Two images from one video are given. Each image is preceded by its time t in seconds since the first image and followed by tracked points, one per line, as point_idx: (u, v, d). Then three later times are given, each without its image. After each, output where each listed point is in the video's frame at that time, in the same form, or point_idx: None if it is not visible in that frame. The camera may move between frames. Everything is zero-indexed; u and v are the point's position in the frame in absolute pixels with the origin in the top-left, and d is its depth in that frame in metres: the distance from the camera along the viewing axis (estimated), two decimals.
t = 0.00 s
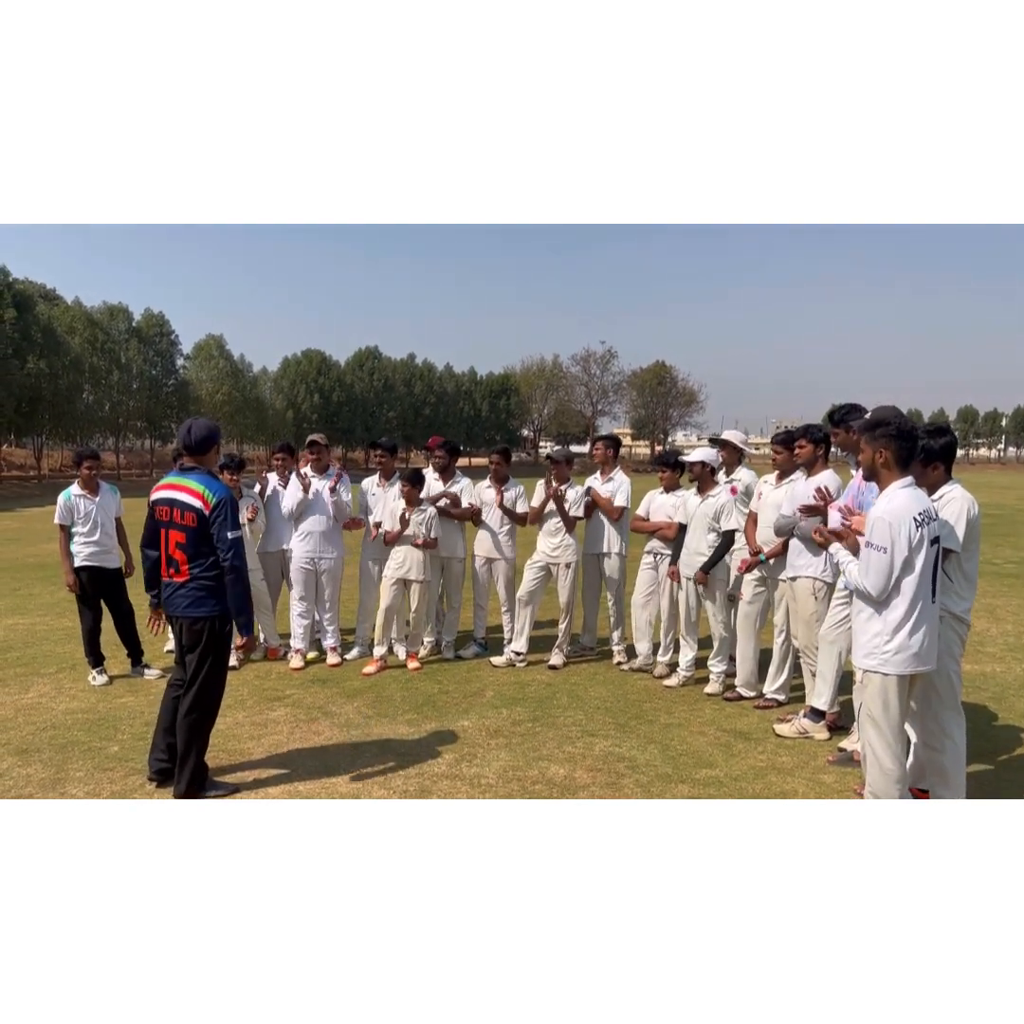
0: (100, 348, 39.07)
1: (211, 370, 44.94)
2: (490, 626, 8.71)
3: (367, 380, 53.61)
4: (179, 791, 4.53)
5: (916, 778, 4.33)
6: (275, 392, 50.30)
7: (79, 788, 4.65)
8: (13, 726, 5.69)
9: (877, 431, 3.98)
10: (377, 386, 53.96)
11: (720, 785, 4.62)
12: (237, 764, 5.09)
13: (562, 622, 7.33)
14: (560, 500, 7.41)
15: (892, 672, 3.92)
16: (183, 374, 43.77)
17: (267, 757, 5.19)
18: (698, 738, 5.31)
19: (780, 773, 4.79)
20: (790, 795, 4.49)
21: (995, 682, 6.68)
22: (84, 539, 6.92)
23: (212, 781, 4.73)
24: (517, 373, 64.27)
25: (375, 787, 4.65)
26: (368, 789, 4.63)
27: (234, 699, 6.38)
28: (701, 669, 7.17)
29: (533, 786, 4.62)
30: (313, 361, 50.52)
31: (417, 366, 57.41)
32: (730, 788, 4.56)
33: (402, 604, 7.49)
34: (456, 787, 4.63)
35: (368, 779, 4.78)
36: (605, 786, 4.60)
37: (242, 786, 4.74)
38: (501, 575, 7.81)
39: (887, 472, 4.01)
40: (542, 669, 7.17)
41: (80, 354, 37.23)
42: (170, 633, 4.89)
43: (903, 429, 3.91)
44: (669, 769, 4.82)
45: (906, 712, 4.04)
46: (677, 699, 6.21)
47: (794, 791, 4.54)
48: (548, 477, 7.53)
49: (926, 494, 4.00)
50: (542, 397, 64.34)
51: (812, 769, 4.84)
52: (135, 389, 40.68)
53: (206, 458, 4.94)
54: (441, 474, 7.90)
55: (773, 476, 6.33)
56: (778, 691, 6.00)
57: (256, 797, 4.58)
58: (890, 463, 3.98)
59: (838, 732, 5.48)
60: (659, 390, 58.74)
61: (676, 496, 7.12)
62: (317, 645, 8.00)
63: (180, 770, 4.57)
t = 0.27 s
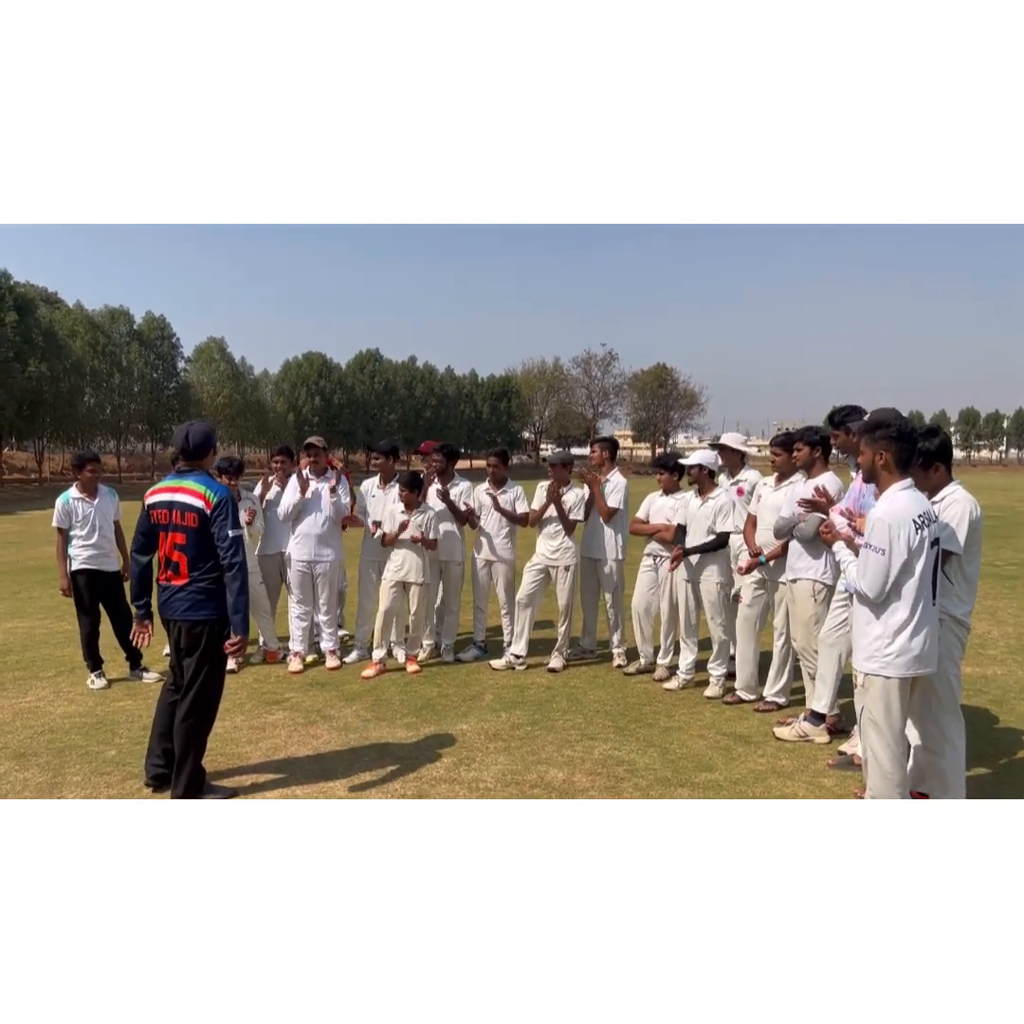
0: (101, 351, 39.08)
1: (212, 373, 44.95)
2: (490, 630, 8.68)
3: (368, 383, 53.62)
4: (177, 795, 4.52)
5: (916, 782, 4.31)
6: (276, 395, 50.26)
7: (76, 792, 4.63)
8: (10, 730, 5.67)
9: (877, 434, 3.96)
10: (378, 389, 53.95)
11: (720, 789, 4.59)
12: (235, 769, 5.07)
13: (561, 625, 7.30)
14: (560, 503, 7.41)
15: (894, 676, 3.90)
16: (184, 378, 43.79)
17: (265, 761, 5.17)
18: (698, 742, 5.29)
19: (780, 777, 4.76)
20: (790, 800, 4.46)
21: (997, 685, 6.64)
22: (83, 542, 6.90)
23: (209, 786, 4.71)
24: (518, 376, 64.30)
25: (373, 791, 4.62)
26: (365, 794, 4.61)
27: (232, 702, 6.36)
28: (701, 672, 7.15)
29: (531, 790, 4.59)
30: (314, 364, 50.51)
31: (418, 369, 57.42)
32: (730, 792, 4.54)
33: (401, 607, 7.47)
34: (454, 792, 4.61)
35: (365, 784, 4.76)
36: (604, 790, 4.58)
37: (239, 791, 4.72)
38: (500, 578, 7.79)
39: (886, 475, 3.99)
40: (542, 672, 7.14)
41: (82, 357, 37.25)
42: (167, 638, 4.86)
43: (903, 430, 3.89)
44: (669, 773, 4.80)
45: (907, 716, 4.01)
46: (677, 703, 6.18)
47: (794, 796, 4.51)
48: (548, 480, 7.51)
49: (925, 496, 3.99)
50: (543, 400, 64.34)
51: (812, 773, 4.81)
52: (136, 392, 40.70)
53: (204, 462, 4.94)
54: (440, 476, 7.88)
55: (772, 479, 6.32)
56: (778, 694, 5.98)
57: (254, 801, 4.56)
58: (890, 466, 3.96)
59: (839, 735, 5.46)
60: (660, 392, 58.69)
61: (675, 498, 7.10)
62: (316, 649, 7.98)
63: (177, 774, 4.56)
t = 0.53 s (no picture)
0: (99, 355, 39.04)
1: (211, 376, 44.94)
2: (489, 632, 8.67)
3: (367, 386, 53.62)
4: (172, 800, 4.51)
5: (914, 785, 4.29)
6: (275, 398, 50.20)
7: (72, 797, 4.61)
8: (6, 734, 5.65)
9: (873, 436, 3.95)
10: (377, 391, 53.94)
11: (718, 792, 4.58)
12: (232, 773, 5.05)
13: (560, 627, 7.29)
14: (557, 505, 7.38)
15: (891, 678, 3.88)
16: (183, 381, 43.76)
17: (262, 765, 5.15)
18: (696, 745, 5.27)
19: (778, 780, 4.75)
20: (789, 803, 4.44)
21: (996, 686, 6.64)
22: (80, 546, 6.89)
23: (205, 791, 4.70)
24: (517, 379, 64.33)
25: (370, 796, 4.61)
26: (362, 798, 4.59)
27: (230, 706, 6.35)
28: (700, 675, 7.12)
29: (529, 794, 4.58)
30: (313, 367, 50.49)
31: (417, 372, 57.43)
32: (728, 795, 4.52)
33: (399, 610, 7.45)
34: (451, 795, 4.59)
35: (362, 788, 4.74)
36: (602, 794, 4.56)
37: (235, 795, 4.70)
38: (498, 580, 7.78)
39: (881, 478, 3.97)
40: (540, 675, 7.12)
41: (80, 361, 37.22)
42: (158, 642, 4.83)
43: (900, 433, 3.88)
44: (667, 776, 4.78)
45: (904, 719, 4.00)
46: (675, 705, 6.17)
47: (793, 799, 4.50)
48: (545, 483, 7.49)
49: (923, 498, 3.97)
50: (541, 402, 64.37)
51: (811, 776, 4.80)
52: (135, 396, 40.68)
53: (197, 465, 4.90)
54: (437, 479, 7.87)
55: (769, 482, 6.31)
56: (777, 697, 5.96)
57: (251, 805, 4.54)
58: (886, 467, 3.94)
59: (838, 738, 5.44)
60: (659, 395, 58.70)
61: (671, 499, 7.07)
62: (314, 652, 7.97)
63: (173, 776, 4.56)
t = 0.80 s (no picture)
0: (97, 357, 38.95)
1: (208, 378, 44.89)
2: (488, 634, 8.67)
3: (364, 387, 53.60)
4: (169, 803, 4.50)
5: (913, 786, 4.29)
6: (273, 399, 50.08)
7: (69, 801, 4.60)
8: (3, 738, 5.63)
9: (872, 436, 3.95)
10: (375, 393, 53.91)
11: (718, 793, 4.58)
12: (230, 775, 5.05)
13: (558, 629, 7.28)
14: (555, 505, 7.36)
15: (890, 678, 3.88)
16: (180, 383, 43.70)
17: (260, 768, 5.14)
18: (695, 746, 5.27)
19: (778, 781, 4.75)
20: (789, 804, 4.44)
21: (994, 687, 6.65)
22: (80, 548, 6.87)
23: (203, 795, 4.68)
24: (515, 380, 64.35)
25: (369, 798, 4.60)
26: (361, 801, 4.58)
27: (228, 708, 6.33)
28: (699, 676, 7.12)
29: (528, 796, 4.57)
30: (310, 368, 50.45)
31: (414, 374, 57.41)
32: (728, 796, 4.51)
33: (397, 611, 7.44)
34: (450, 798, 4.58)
35: (361, 790, 4.73)
36: (602, 796, 4.56)
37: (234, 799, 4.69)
38: (496, 581, 7.78)
39: (879, 478, 3.97)
40: (538, 676, 7.12)
41: (77, 363, 37.17)
42: (146, 643, 4.81)
43: (898, 434, 3.88)
44: (666, 777, 4.78)
45: (902, 719, 3.99)
46: (674, 706, 6.16)
47: (793, 800, 4.50)
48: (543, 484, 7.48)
49: (921, 498, 3.97)
50: (539, 403, 64.39)
51: (810, 777, 4.79)
52: (132, 398, 40.61)
53: (193, 466, 4.90)
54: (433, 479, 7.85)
55: (768, 482, 6.30)
56: (775, 698, 5.96)
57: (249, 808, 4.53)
58: (885, 467, 3.94)
59: (837, 740, 5.43)
60: (656, 396, 58.72)
61: (665, 499, 7.07)
62: (312, 654, 7.96)
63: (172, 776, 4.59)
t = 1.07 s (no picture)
0: (90, 358, 38.79)
1: (202, 379, 44.79)
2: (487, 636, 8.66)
3: (359, 388, 53.52)
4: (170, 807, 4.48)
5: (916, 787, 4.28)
6: (268, 399, 49.86)
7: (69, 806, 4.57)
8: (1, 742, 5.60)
9: (876, 437, 3.96)
10: (370, 394, 53.83)
11: (721, 795, 4.57)
12: (231, 778, 5.02)
13: (558, 630, 7.27)
14: (554, 506, 7.36)
15: (892, 679, 3.88)
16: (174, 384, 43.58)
17: (261, 771, 5.12)
18: (697, 748, 5.26)
19: (781, 782, 4.75)
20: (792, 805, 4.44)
21: (994, 686, 6.66)
22: (86, 549, 6.85)
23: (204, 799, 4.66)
24: (510, 381, 64.33)
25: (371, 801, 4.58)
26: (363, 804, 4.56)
27: (228, 711, 6.31)
28: (699, 677, 7.11)
29: (531, 799, 4.55)
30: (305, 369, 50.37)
31: (409, 374, 57.35)
32: (731, 798, 4.50)
33: (396, 613, 7.42)
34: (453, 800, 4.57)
35: (363, 793, 4.72)
36: (605, 798, 4.55)
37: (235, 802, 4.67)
38: (496, 582, 7.77)
39: (883, 478, 3.97)
40: (538, 678, 7.11)
41: (71, 364, 37.04)
42: (139, 644, 4.81)
43: (902, 435, 3.88)
44: (669, 779, 4.77)
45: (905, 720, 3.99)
46: (675, 707, 6.16)
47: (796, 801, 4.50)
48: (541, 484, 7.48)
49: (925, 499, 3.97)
50: (534, 404, 64.40)
51: (813, 778, 4.79)
52: (126, 399, 40.49)
53: (184, 466, 4.87)
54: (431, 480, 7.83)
55: (768, 482, 6.31)
56: (776, 699, 5.96)
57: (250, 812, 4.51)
58: (889, 468, 3.94)
59: (838, 741, 5.42)
60: (651, 397, 58.75)
61: (659, 500, 7.08)
62: (312, 657, 7.93)
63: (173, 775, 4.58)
